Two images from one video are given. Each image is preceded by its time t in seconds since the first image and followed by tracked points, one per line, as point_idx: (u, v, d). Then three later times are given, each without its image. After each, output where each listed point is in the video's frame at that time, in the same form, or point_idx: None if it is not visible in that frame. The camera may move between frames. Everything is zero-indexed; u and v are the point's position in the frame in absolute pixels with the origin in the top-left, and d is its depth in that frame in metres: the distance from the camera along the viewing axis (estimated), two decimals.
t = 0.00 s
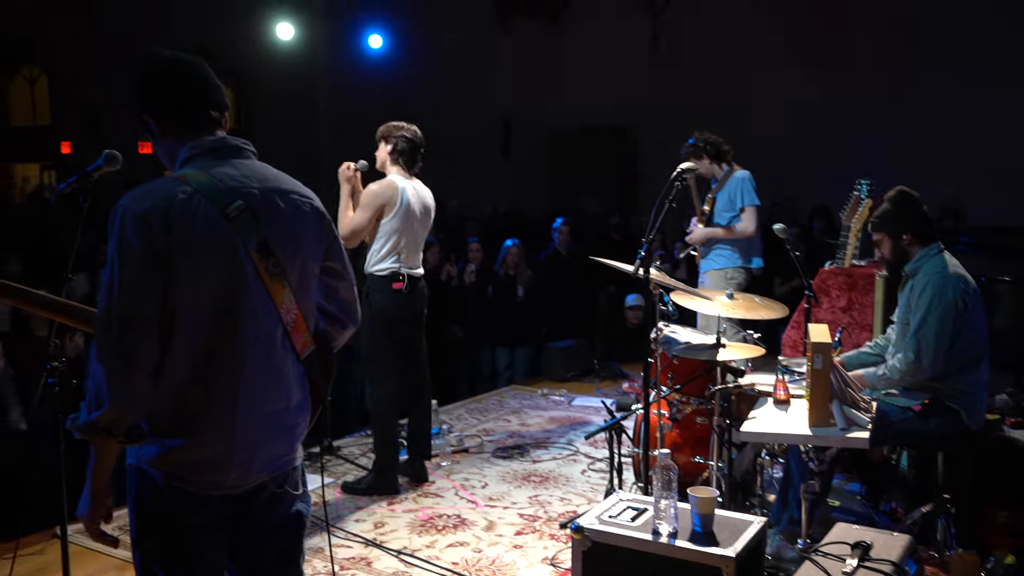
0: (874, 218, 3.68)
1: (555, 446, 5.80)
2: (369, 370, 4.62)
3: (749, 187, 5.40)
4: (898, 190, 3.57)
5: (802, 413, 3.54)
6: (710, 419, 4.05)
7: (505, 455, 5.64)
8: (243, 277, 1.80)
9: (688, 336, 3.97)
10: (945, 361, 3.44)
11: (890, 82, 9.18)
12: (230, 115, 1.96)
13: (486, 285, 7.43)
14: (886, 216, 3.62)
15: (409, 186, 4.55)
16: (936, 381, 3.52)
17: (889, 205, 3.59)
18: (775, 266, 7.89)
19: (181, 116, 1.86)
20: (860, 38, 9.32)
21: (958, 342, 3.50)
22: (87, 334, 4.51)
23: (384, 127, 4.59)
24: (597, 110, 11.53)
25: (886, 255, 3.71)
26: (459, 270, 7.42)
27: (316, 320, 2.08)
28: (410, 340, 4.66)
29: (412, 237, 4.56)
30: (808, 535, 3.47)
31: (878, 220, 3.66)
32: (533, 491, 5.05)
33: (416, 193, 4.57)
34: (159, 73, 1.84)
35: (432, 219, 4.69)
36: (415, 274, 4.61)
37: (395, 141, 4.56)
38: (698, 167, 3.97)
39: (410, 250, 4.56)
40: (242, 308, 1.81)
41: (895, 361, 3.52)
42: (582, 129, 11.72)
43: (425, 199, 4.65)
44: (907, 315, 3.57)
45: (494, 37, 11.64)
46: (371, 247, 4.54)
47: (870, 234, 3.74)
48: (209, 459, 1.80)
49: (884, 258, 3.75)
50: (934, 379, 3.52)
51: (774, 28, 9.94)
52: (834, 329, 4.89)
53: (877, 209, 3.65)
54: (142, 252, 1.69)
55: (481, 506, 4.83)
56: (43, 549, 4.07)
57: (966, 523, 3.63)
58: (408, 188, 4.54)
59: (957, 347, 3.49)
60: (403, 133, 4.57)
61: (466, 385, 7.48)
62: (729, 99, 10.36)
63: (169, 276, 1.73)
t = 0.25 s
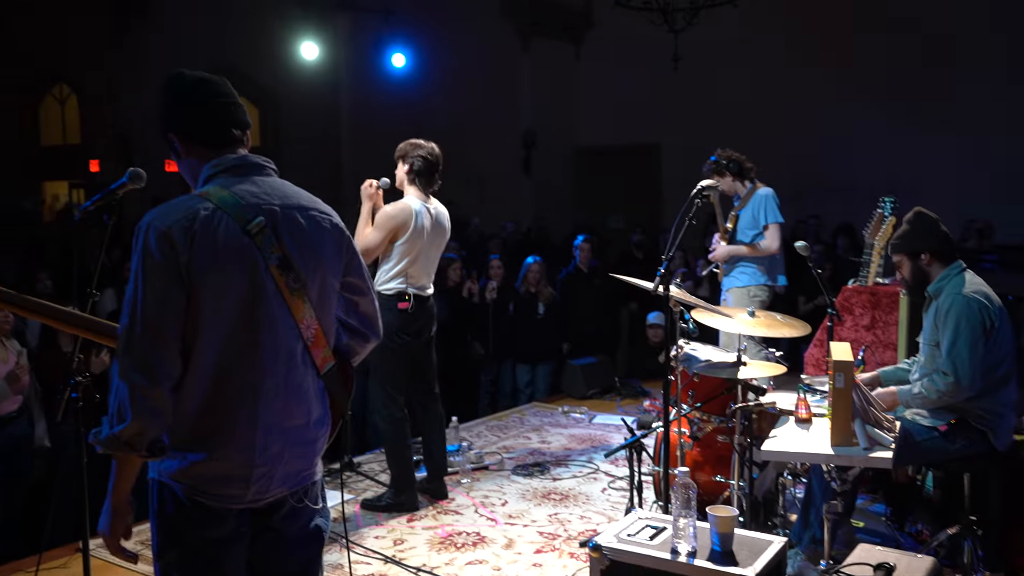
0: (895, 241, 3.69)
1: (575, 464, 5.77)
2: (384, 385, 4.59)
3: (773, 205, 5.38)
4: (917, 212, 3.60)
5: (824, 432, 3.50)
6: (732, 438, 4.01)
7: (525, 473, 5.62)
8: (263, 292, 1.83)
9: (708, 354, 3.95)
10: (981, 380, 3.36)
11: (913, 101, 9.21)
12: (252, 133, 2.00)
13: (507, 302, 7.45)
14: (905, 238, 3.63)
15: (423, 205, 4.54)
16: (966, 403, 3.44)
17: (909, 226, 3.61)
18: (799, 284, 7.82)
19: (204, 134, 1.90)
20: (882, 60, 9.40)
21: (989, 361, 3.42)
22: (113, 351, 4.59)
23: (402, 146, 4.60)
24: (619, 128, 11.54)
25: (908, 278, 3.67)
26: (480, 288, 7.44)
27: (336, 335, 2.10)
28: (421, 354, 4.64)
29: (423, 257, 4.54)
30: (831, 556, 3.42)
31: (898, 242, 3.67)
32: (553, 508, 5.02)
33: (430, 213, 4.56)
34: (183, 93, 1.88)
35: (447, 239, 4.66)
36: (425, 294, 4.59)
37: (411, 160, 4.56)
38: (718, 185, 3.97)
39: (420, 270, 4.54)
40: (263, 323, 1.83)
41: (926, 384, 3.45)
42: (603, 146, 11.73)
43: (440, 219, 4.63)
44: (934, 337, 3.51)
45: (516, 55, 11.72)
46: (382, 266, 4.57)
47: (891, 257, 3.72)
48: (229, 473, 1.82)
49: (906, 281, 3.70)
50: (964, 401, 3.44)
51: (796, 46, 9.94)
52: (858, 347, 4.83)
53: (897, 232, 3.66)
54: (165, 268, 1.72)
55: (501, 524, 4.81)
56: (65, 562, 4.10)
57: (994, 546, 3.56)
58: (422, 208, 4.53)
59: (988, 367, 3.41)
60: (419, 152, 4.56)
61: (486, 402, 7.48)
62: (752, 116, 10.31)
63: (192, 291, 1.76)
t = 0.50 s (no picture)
0: (919, 259, 3.64)
1: (598, 481, 5.74)
2: (404, 400, 4.59)
3: (799, 221, 5.34)
4: (939, 230, 3.55)
5: (849, 451, 3.46)
6: (755, 455, 3.96)
7: (547, 489, 5.59)
8: (286, 307, 1.85)
9: (732, 371, 3.92)
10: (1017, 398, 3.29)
11: (941, 116, 9.14)
12: (278, 150, 2.03)
13: (530, 318, 7.46)
14: (929, 256, 3.58)
15: (436, 224, 4.49)
16: (998, 421, 3.37)
17: (933, 244, 3.55)
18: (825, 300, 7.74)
19: (231, 151, 1.93)
20: (909, 75, 9.34)
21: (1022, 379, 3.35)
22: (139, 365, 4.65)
23: (419, 163, 4.54)
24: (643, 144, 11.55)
25: (935, 296, 3.63)
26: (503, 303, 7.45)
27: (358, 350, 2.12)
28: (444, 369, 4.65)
29: (435, 276, 4.49)
30: None
31: (922, 261, 3.61)
32: (575, 526, 4.99)
33: (445, 232, 4.52)
34: (211, 111, 1.92)
35: (461, 258, 4.63)
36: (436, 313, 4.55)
37: (426, 178, 4.49)
38: (742, 201, 3.95)
39: (432, 289, 4.50)
40: (285, 338, 1.85)
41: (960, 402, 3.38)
42: (627, 163, 11.73)
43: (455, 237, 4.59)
44: (965, 356, 3.46)
45: (540, 72, 11.79)
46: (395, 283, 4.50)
47: (916, 275, 3.68)
48: (250, 487, 1.84)
49: (933, 299, 3.66)
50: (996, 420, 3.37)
51: (821, 62, 9.91)
52: (884, 364, 4.77)
53: (920, 251, 3.61)
54: (190, 283, 1.75)
55: (523, 540, 4.79)
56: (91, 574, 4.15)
57: None
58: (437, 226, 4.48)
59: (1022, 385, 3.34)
60: (433, 170, 4.48)
61: (509, 418, 7.48)
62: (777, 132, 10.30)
63: (216, 306, 1.79)
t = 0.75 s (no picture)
0: (953, 263, 3.56)
1: (620, 496, 5.70)
2: (425, 413, 4.59)
3: (823, 235, 5.30)
4: (984, 237, 3.49)
5: (875, 467, 3.41)
6: (779, 472, 3.91)
7: (568, 504, 5.56)
8: (308, 320, 1.87)
9: (755, 386, 3.88)
10: None
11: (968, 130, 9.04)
12: (302, 164, 2.05)
13: (552, 331, 7.45)
14: (966, 262, 3.51)
15: (446, 233, 4.48)
16: None
17: (973, 250, 3.48)
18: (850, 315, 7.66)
19: (256, 165, 1.96)
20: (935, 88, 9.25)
21: None
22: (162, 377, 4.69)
23: (428, 173, 4.59)
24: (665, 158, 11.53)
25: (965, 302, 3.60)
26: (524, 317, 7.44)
27: (378, 365, 2.13)
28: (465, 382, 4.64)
29: (447, 285, 4.47)
30: None
31: (957, 265, 3.54)
32: (597, 541, 4.96)
33: (456, 239, 4.50)
34: (237, 126, 1.95)
35: (478, 266, 4.60)
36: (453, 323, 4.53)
37: (432, 188, 4.53)
38: (764, 214, 3.92)
39: (446, 298, 4.47)
40: (307, 351, 1.87)
41: (986, 418, 3.33)
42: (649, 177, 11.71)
43: (469, 244, 4.56)
44: (992, 370, 3.39)
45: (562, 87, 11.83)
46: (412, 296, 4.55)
47: (947, 279, 3.61)
48: (271, 498, 1.86)
49: (962, 305, 3.64)
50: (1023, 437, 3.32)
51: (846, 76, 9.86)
52: (910, 380, 4.70)
53: (958, 255, 3.53)
54: (214, 295, 1.77)
55: (544, 555, 4.76)
56: None
57: None
58: (447, 235, 4.48)
59: None
60: (438, 178, 4.52)
61: (530, 432, 7.46)
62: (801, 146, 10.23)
63: (239, 319, 1.81)
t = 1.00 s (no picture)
0: (1005, 263, 3.67)
1: (645, 509, 5.65)
2: (449, 424, 4.59)
3: (850, 246, 5.24)
4: None
5: (904, 482, 3.35)
6: (806, 486, 3.85)
7: (593, 517, 5.52)
8: (333, 331, 1.89)
9: (781, 399, 3.83)
10: None
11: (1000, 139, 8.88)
12: (329, 176, 2.08)
13: (576, 343, 7.42)
14: (1019, 266, 3.60)
15: (464, 241, 4.49)
16: None
17: None
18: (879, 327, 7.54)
19: (283, 178, 1.99)
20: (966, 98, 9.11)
21: None
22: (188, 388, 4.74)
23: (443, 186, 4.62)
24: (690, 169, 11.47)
25: (1003, 305, 3.68)
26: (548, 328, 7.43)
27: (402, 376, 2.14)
28: (489, 393, 4.64)
29: (465, 292, 4.46)
30: None
31: (1009, 267, 3.64)
32: (621, 554, 4.92)
33: (474, 248, 4.50)
34: (264, 139, 1.98)
35: (502, 273, 4.57)
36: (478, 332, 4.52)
37: (446, 199, 4.54)
38: (790, 225, 3.88)
39: (465, 306, 4.47)
40: (331, 361, 1.88)
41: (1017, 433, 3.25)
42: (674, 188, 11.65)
43: (488, 251, 4.54)
44: None
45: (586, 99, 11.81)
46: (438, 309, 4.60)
47: (994, 279, 3.72)
48: (296, 508, 1.87)
49: (1000, 308, 3.71)
50: None
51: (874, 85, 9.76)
52: (941, 394, 4.62)
53: (1014, 257, 3.63)
54: (241, 306, 1.80)
55: (568, 568, 4.73)
56: None
57: None
58: (464, 244, 4.49)
59: None
60: (450, 189, 4.51)
61: (554, 444, 7.43)
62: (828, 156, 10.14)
63: (265, 329, 1.83)
